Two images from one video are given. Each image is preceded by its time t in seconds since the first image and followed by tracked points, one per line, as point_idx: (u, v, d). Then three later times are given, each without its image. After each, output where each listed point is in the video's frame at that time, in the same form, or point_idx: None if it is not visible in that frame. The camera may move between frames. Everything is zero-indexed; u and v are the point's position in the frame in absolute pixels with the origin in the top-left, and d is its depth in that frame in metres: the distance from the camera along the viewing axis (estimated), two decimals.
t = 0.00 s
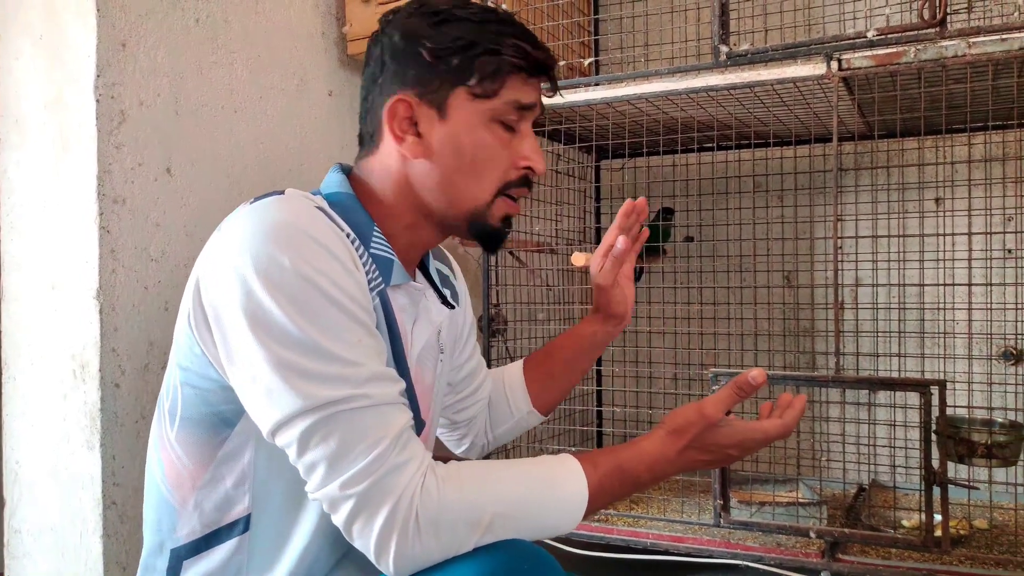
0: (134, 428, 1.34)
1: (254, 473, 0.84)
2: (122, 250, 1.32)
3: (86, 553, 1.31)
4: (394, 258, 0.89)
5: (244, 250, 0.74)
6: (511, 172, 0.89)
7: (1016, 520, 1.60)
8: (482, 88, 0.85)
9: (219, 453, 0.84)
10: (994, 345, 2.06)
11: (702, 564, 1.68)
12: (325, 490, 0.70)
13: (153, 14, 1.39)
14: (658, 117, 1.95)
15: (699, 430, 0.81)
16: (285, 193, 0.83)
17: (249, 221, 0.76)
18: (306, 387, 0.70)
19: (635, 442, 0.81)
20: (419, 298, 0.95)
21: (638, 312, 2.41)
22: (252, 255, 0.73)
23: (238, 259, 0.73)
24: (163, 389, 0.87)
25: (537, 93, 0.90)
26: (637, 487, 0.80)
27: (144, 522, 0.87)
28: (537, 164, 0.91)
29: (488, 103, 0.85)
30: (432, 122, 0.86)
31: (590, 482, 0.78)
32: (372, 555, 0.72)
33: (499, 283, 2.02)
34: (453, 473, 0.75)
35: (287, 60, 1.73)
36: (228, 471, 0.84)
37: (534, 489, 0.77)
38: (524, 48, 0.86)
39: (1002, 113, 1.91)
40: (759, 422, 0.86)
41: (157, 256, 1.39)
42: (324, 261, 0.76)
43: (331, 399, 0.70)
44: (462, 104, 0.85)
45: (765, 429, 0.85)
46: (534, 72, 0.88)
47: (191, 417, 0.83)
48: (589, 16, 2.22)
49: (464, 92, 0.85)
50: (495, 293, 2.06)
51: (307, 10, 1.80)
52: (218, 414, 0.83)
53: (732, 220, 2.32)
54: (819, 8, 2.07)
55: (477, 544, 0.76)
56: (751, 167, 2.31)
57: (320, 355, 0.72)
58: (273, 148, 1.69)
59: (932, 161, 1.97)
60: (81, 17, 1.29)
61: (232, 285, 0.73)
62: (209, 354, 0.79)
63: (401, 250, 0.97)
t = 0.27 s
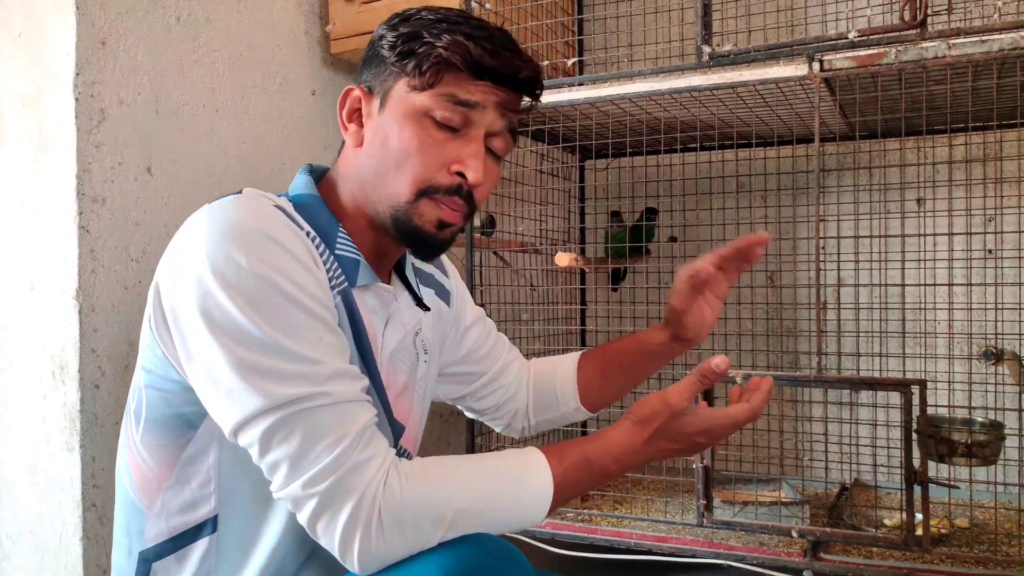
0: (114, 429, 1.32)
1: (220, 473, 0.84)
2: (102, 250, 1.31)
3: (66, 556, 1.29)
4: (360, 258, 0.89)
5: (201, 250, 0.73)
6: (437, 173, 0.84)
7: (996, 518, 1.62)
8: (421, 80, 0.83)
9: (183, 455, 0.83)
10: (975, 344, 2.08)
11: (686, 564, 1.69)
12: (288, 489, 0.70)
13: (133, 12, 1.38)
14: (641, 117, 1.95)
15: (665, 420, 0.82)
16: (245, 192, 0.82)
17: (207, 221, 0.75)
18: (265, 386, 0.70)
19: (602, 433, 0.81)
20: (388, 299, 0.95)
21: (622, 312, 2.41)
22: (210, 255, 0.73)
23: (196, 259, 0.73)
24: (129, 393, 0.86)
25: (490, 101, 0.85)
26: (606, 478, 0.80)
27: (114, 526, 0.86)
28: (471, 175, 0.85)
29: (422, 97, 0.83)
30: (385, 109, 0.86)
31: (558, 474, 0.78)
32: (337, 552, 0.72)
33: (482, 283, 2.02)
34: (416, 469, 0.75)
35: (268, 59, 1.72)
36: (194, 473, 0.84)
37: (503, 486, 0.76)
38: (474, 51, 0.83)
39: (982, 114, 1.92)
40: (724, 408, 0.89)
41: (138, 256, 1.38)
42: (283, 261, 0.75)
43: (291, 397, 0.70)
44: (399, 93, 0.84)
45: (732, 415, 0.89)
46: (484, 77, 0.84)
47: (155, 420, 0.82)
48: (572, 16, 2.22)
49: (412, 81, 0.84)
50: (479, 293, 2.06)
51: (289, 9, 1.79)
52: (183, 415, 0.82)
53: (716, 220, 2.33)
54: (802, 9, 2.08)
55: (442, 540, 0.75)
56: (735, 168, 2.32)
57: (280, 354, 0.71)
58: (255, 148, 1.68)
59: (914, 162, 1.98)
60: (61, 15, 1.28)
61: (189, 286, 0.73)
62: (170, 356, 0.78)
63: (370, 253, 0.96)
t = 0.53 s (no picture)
0: (98, 433, 1.32)
1: (202, 480, 0.83)
2: (85, 253, 1.30)
3: (50, 561, 1.29)
4: (349, 263, 0.88)
5: (186, 251, 0.73)
6: (429, 164, 0.85)
7: (982, 518, 1.63)
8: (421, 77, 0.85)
9: (167, 460, 0.84)
10: (962, 345, 2.08)
11: (673, 565, 1.69)
12: (274, 493, 0.70)
13: (118, 13, 1.37)
14: (628, 119, 1.95)
15: (653, 421, 0.80)
16: (230, 194, 0.81)
17: (192, 222, 0.75)
18: (250, 388, 0.69)
19: (592, 437, 0.80)
20: (377, 306, 0.94)
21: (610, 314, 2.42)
22: (195, 255, 0.72)
23: (181, 259, 0.72)
24: (113, 398, 0.86)
25: (488, 102, 0.87)
26: (595, 482, 0.79)
27: (96, 534, 0.86)
28: (464, 168, 0.85)
29: (422, 92, 0.85)
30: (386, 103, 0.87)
31: (544, 480, 0.78)
32: (323, 557, 0.72)
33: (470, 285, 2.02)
34: (403, 473, 0.75)
35: (255, 60, 1.72)
36: (177, 478, 0.83)
37: (487, 490, 0.76)
38: (476, 54, 0.86)
39: (968, 115, 1.93)
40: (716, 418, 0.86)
41: (122, 259, 1.37)
42: (269, 261, 0.75)
43: (277, 398, 0.69)
44: (399, 89, 0.86)
45: (724, 425, 0.86)
46: (485, 78, 0.86)
47: (139, 424, 0.82)
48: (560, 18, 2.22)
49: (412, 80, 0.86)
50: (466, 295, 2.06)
51: (276, 10, 1.78)
52: (166, 421, 0.82)
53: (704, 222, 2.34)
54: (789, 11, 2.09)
55: (428, 546, 0.75)
56: (722, 169, 2.33)
57: (266, 355, 0.71)
58: (241, 150, 1.68)
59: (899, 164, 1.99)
60: (44, 16, 1.27)
61: (174, 287, 0.72)
62: (154, 357, 0.77)
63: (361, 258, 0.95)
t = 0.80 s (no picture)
0: (81, 435, 1.30)
1: (194, 480, 0.82)
2: (69, 253, 1.29)
3: (33, 563, 1.27)
4: (346, 264, 0.88)
5: (188, 245, 0.71)
6: (406, 147, 0.85)
7: (967, 518, 1.63)
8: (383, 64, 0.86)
9: (159, 459, 0.82)
10: (947, 345, 2.10)
11: (660, 566, 1.69)
12: (266, 493, 0.68)
13: (102, 12, 1.36)
14: (615, 119, 1.95)
15: (654, 447, 0.84)
16: (229, 190, 0.80)
17: (192, 219, 0.73)
18: (248, 387, 0.67)
19: (589, 456, 0.81)
20: (372, 309, 0.94)
21: (598, 314, 2.42)
22: (197, 250, 0.70)
23: (181, 254, 0.70)
24: (104, 394, 0.84)
25: (453, 78, 0.87)
26: (586, 501, 0.80)
27: (82, 532, 0.84)
28: (440, 145, 0.85)
29: (385, 78, 0.85)
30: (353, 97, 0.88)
31: (540, 494, 0.77)
32: (314, 560, 0.70)
33: (458, 286, 2.01)
34: (398, 475, 0.74)
35: (241, 60, 1.71)
36: (169, 477, 0.82)
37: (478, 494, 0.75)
38: (433, 29, 0.86)
39: (954, 117, 1.94)
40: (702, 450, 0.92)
41: (106, 259, 1.36)
42: (269, 260, 0.74)
43: (274, 398, 0.68)
44: (364, 80, 0.87)
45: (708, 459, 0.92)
46: (446, 53, 0.87)
47: (132, 421, 0.81)
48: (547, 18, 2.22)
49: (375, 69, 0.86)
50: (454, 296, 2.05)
51: (262, 10, 1.78)
52: (159, 419, 0.81)
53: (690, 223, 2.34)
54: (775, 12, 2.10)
55: (421, 551, 0.73)
56: (709, 170, 2.33)
57: (265, 354, 0.69)
58: (227, 150, 1.67)
59: (885, 166, 2.00)
60: (26, 15, 1.26)
61: (175, 281, 0.70)
62: (150, 356, 0.75)
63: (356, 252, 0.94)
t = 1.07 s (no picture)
0: (61, 435, 1.29)
1: (178, 481, 0.81)
2: (50, 251, 1.28)
3: (12, 564, 1.26)
4: (334, 263, 0.87)
5: (175, 242, 0.70)
6: (353, 134, 0.84)
7: (950, 520, 1.64)
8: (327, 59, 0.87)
9: (143, 460, 0.81)
10: (931, 347, 2.11)
11: (645, 568, 1.68)
12: (249, 493, 0.67)
13: (85, 7, 1.35)
14: (602, 120, 1.95)
15: (638, 449, 0.84)
16: (218, 187, 0.79)
17: (182, 216, 0.72)
18: (235, 386, 0.66)
19: (572, 459, 0.81)
20: (360, 310, 0.93)
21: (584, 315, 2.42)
22: (185, 246, 0.69)
23: (169, 251, 0.69)
24: (87, 392, 0.83)
25: (391, 55, 0.86)
26: (569, 503, 0.80)
27: (62, 532, 0.83)
28: (384, 126, 0.84)
29: (327, 71, 0.86)
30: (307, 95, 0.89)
31: (524, 497, 0.76)
32: (293, 563, 0.69)
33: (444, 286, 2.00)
34: (382, 478, 0.73)
35: (226, 58, 1.69)
36: (151, 477, 0.81)
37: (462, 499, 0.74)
38: (363, 12, 0.85)
39: (939, 120, 1.95)
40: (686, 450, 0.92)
41: (87, 257, 1.35)
42: (258, 258, 0.73)
43: (260, 398, 0.66)
44: (314, 77, 0.88)
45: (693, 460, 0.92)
46: (380, 33, 0.86)
47: (115, 421, 0.80)
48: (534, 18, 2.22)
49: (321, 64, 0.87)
50: (440, 296, 2.05)
51: (247, 7, 1.76)
52: (143, 419, 0.80)
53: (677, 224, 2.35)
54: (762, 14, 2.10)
55: (402, 554, 0.72)
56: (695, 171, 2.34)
57: (253, 354, 0.68)
58: (212, 148, 1.65)
59: (870, 168, 2.01)
60: (8, 9, 1.24)
61: (161, 278, 0.68)
62: (135, 354, 0.73)
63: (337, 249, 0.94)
